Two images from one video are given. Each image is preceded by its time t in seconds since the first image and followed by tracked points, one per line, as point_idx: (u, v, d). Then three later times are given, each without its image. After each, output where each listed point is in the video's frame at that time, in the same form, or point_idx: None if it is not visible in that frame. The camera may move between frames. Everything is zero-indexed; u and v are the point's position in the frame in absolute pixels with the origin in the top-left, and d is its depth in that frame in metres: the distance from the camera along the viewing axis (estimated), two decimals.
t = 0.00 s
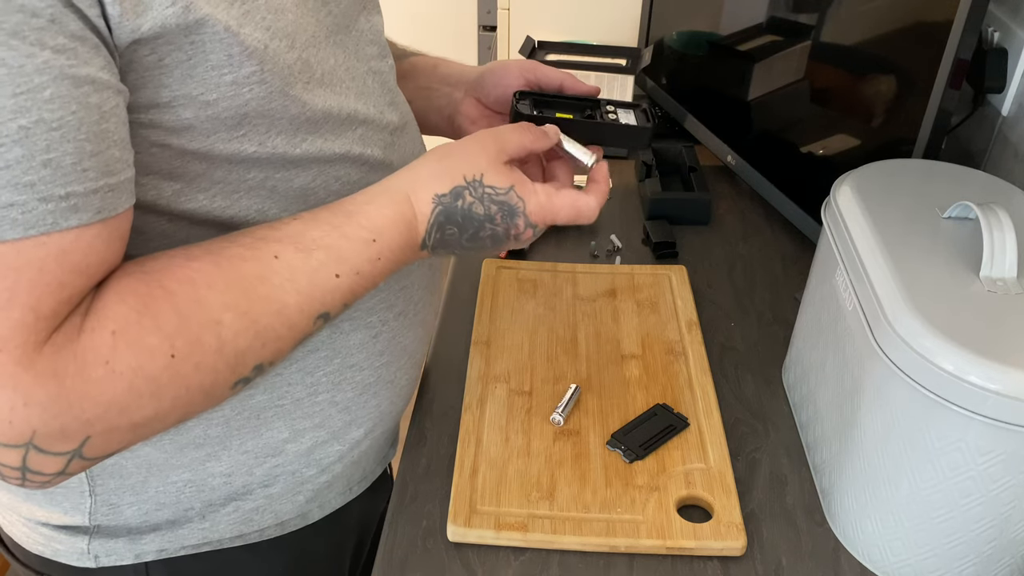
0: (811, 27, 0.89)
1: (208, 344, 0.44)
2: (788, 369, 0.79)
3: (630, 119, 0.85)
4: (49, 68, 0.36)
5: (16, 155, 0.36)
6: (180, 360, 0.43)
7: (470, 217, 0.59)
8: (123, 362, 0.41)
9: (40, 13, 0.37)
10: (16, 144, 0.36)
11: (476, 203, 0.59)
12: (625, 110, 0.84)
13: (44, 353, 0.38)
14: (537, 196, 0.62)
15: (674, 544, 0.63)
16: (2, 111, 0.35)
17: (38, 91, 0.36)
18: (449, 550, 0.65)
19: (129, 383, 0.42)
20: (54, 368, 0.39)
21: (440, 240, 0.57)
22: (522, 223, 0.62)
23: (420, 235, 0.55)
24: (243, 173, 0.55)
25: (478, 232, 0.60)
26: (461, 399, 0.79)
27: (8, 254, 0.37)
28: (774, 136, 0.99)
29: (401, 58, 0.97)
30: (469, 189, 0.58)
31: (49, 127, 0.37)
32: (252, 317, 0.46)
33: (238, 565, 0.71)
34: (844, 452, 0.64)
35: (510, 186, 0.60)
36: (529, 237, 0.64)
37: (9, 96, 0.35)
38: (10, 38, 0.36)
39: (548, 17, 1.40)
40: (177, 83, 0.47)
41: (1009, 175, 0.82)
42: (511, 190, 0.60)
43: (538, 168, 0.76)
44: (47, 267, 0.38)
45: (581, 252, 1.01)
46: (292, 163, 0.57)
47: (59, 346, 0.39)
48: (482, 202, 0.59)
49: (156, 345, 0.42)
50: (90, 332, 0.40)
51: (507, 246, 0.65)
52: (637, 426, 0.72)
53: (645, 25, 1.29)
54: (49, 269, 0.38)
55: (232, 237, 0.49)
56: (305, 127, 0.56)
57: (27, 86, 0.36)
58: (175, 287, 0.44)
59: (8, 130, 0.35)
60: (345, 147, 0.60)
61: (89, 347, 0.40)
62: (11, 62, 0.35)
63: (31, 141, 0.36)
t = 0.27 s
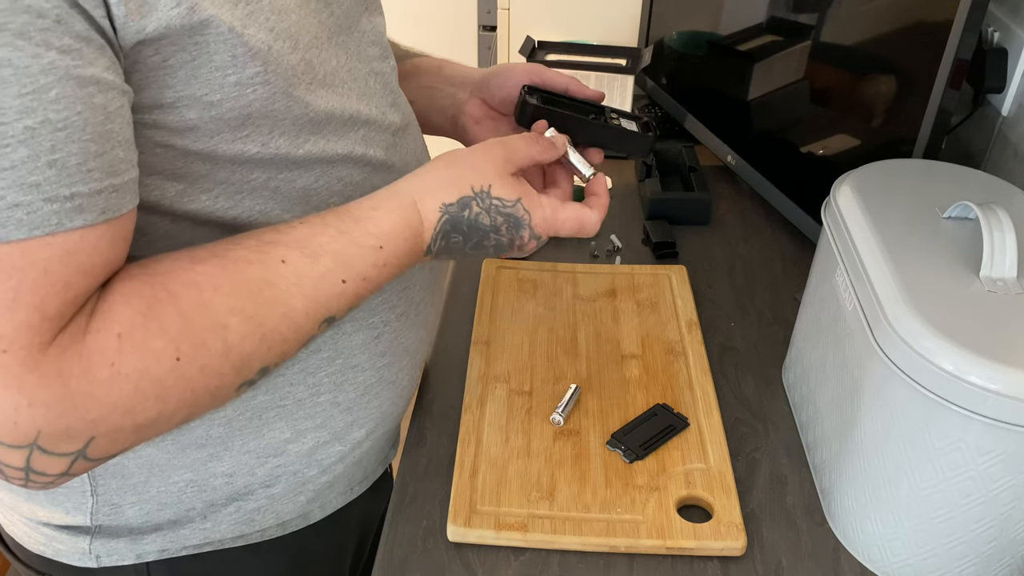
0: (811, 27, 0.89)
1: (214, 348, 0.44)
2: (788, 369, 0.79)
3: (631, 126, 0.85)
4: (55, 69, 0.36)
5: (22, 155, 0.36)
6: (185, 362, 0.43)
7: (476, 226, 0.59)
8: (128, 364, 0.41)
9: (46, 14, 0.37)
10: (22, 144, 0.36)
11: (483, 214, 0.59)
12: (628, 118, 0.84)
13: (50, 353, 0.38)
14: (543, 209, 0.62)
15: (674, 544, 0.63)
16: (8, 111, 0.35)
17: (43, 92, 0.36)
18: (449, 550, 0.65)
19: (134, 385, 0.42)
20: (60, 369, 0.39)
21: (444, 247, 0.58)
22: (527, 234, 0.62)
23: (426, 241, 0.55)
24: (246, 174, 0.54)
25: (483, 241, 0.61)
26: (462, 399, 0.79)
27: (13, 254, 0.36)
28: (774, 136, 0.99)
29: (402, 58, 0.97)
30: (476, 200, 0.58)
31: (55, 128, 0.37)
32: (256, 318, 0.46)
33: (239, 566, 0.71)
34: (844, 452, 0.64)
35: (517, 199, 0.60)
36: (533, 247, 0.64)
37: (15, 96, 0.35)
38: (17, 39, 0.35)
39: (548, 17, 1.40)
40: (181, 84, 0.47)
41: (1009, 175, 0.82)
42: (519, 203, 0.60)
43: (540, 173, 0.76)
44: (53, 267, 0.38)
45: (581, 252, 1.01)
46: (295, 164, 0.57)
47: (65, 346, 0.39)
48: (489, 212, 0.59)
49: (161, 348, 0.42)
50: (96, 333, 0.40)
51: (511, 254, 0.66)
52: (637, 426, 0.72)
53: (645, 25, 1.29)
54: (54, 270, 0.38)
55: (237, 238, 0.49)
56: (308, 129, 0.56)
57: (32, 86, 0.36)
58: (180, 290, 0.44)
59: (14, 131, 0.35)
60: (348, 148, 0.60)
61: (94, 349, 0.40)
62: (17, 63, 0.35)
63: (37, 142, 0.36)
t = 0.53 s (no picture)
0: (812, 27, 0.89)
1: (215, 345, 0.44)
2: (788, 369, 0.79)
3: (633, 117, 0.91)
4: (60, 71, 0.36)
5: (27, 157, 0.36)
6: (187, 362, 0.43)
7: (473, 216, 0.59)
8: (131, 364, 0.41)
9: (52, 15, 0.37)
10: (28, 146, 0.36)
11: (478, 203, 0.58)
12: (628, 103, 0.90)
13: (54, 355, 0.38)
14: (539, 194, 0.62)
15: (675, 544, 0.63)
16: (13, 113, 0.35)
17: (49, 94, 0.36)
18: (449, 550, 0.65)
19: (137, 385, 0.42)
20: (64, 369, 0.39)
21: (443, 240, 0.57)
22: (526, 221, 0.62)
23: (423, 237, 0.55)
24: (248, 175, 0.54)
25: (482, 232, 0.60)
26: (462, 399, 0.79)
27: (18, 255, 0.37)
28: (774, 136, 0.99)
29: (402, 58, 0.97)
30: (471, 188, 0.58)
31: (60, 130, 0.36)
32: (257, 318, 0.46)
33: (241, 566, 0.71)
34: (844, 452, 0.64)
35: (511, 185, 0.60)
36: (533, 236, 0.64)
37: (20, 98, 0.35)
38: (22, 41, 0.35)
39: (548, 17, 1.40)
40: (186, 86, 0.47)
41: (1009, 175, 0.82)
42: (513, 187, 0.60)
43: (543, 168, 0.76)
44: (57, 269, 0.38)
45: (581, 252, 1.01)
46: (297, 165, 0.57)
47: (68, 347, 0.39)
48: (485, 201, 0.59)
49: (164, 347, 0.42)
50: (99, 334, 0.40)
51: (512, 247, 0.65)
52: (637, 425, 0.72)
53: (645, 25, 1.29)
54: (58, 271, 0.38)
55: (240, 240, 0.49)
56: (311, 130, 0.56)
57: (38, 88, 0.36)
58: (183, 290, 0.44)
59: (19, 133, 0.35)
60: (349, 150, 0.60)
61: (98, 349, 0.40)
62: (22, 65, 0.35)
63: (42, 144, 0.36)
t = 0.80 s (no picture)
0: (812, 27, 0.89)
1: (214, 340, 0.44)
2: (788, 369, 0.79)
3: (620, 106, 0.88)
4: (62, 71, 0.36)
5: (29, 157, 0.36)
6: (188, 356, 0.43)
7: (467, 203, 0.58)
8: (133, 361, 0.41)
9: (54, 16, 0.37)
10: (30, 146, 0.36)
11: (471, 188, 0.58)
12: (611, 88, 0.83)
13: (55, 354, 0.39)
14: (531, 175, 0.61)
15: (675, 544, 0.63)
16: (15, 113, 0.35)
17: (50, 94, 0.36)
18: (449, 550, 0.65)
19: (139, 381, 0.42)
20: (65, 367, 0.39)
21: (440, 230, 0.56)
22: (522, 206, 0.61)
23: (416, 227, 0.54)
24: (249, 178, 0.54)
25: (478, 220, 0.59)
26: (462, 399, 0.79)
27: (20, 256, 0.37)
28: (774, 137, 0.99)
29: (403, 58, 0.97)
30: (462, 174, 0.57)
31: (62, 130, 0.37)
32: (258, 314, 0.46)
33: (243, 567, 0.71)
34: (844, 452, 0.64)
35: (502, 168, 0.60)
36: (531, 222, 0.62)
37: (22, 98, 0.35)
38: (25, 41, 0.36)
39: (548, 17, 1.40)
40: (186, 87, 0.47)
41: (1009, 175, 0.82)
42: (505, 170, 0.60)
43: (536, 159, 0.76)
44: (59, 268, 0.38)
45: (582, 252, 1.01)
46: (298, 168, 0.57)
47: (70, 345, 0.39)
48: (478, 186, 0.58)
49: (165, 343, 0.42)
50: (100, 333, 0.40)
51: (511, 238, 0.63)
52: (637, 425, 0.72)
53: (644, 25, 1.29)
54: (61, 271, 0.38)
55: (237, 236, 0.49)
56: (311, 133, 0.56)
57: (40, 88, 0.36)
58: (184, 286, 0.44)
59: (21, 133, 0.35)
60: (349, 152, 0.60)
61: (99, 347, 0.40)
62: (25, 65, 0.35)
63: (44, 144, 0.36)
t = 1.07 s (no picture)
0: (811, 27, 0.89)
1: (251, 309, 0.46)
2: (788, 369, 0.79)
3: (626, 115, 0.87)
4: (77, 60, 0.36)
5: (54, 147, 0.36)
6: (226, 325, 0.44)
7: (440, 127, 0.54)
8: (178, 332, 0.42)
9: (62, 5, 0.36)
10: (53, 135, 0.36)
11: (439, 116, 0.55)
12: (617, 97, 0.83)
13: (102, 334, 0.39)
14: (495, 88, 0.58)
15: (674, 544, 0.63)
16: (38, 103, 0.35)
17: (68, 83, 0.36)
18: (449, 551, 0.65)
19: (184, 351, 0.43)
20: (116, 345, 0.40)
21: (424, 161, 0.53)
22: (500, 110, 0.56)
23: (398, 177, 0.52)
24: (250, 177, 0.55)
25: (466, 139, 0.55)
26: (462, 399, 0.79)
27: (57, 243, 0.37)
28: (774, 136, 0.99)
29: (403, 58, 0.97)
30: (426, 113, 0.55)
31: (83, 118, 0.37)
32: (284, 286, 0.47)
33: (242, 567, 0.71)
34: (844, 452, 0.64)
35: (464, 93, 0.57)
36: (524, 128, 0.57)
37: (42, 88, 0.35)
38: (37, 32, 0.35)
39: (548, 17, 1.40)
40: (189, 85, 0.47)
41: (1009, 175, 0.82)
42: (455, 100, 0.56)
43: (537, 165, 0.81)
44: (99, 251, 0.38)
45: (582, 252, 1.01)
46: (301, 169, 0.57)
47: (120, 323, 0.40)
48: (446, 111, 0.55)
49: (206, 314, 0.43)
50: (146, 309, 0.41)
51: (521, 156, 0.57)
52: (637, 426, 0.72)
53: (645, 25, 1.29)
54: (98, 255, 0.38)
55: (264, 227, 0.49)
56: (316, 132, 0.56)
57: (57, 78, 0.35)
58: (217, 262, 0.45)
59: (44, 122, 0.35)
60: (350, 153, 0.60)
61: (147, 321, 0.41)
62: (40, 56, 0.35)
63: (67, 133, 0.36)
